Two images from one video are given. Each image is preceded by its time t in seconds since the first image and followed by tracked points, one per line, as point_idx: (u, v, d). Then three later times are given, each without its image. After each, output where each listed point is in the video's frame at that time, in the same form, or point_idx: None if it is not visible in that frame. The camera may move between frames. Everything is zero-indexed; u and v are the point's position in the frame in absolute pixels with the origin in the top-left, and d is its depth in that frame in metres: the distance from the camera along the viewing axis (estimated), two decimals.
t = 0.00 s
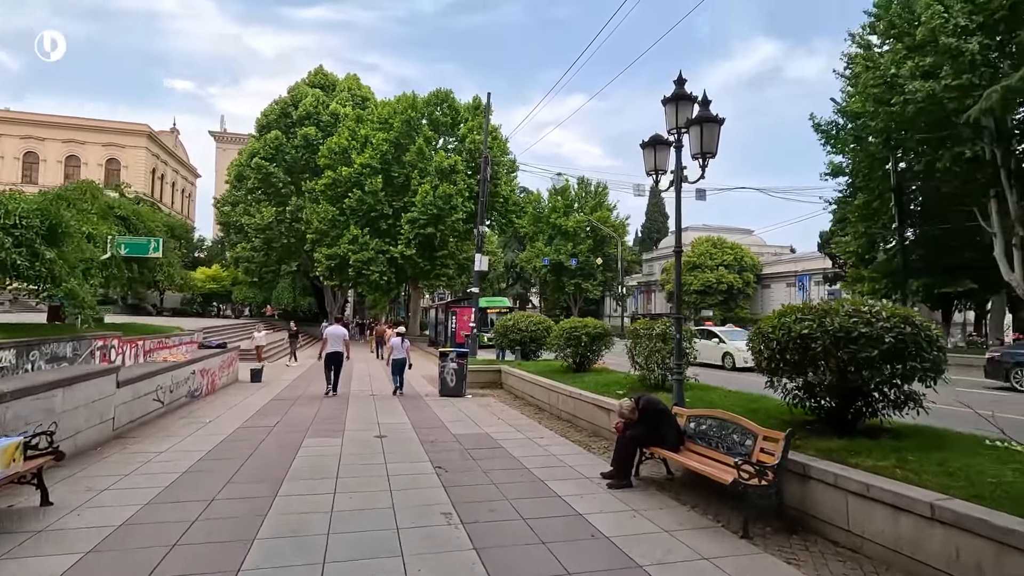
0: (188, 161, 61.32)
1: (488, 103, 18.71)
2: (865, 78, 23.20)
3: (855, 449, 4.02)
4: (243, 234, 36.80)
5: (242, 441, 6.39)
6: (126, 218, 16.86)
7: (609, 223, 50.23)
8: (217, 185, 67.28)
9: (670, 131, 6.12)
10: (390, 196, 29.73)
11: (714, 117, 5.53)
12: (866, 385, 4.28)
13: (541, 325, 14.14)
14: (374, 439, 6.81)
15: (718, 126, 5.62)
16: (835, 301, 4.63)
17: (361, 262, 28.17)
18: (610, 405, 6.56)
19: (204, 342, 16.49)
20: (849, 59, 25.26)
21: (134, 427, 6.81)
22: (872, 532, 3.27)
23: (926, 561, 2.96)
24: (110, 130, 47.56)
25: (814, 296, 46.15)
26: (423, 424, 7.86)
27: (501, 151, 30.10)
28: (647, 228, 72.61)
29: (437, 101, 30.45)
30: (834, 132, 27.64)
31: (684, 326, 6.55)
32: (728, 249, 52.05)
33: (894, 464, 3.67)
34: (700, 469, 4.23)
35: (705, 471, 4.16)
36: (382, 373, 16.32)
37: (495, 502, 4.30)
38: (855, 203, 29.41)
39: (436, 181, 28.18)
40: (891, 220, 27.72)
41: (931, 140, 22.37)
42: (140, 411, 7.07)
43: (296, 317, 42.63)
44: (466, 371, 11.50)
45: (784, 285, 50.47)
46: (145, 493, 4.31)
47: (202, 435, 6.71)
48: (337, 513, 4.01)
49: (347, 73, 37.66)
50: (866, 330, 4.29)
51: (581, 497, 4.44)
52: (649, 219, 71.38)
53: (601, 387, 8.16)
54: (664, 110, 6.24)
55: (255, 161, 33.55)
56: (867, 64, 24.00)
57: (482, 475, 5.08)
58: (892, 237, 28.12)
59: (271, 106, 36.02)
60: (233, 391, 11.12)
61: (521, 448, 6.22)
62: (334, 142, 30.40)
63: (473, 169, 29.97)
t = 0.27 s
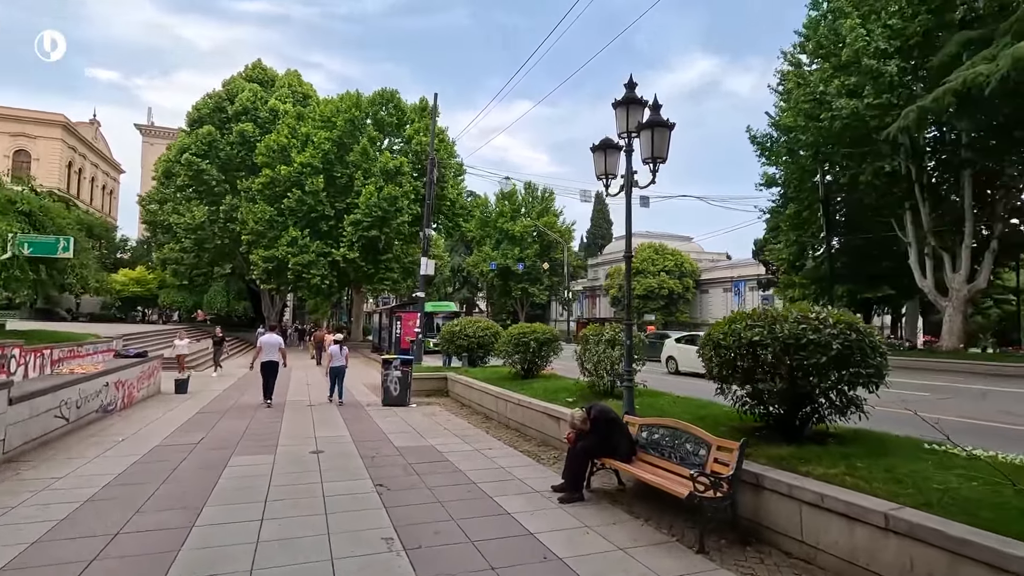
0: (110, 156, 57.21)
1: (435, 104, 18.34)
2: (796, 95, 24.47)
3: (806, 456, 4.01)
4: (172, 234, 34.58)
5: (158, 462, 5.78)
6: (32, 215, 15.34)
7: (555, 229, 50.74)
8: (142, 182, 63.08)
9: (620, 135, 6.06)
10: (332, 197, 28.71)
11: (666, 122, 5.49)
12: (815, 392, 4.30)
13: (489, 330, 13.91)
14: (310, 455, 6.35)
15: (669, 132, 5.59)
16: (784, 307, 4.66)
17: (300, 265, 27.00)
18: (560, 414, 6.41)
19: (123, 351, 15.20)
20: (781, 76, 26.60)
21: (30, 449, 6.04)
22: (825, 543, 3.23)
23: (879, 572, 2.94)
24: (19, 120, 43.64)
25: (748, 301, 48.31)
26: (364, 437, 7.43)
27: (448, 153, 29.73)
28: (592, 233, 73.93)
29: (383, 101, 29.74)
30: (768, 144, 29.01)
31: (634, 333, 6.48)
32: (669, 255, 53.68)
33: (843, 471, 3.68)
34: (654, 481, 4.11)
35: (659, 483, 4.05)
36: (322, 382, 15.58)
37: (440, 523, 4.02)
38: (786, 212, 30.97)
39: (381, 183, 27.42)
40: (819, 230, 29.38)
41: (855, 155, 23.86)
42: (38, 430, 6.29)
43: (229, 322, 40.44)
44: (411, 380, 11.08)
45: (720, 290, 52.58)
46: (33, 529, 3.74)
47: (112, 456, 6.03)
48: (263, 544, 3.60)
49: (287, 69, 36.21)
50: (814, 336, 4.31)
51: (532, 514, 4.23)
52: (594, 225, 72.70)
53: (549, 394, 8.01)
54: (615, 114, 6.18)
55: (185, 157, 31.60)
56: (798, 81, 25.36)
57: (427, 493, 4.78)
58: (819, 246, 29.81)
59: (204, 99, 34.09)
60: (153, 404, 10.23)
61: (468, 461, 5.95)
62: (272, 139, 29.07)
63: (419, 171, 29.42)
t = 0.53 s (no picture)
0: (8, 146, 51.91)
1: (374, 102, 17.75)
2: (727, 110, 25.64)
3: (755, 459, 3.98)
4: (79, 232, 31.66)
5: (52, 486, 5.07)
6: None
7: (496, 234, 50.67)
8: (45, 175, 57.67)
9: (568, 135, 5.94)
10: (262, 197, 27.24)
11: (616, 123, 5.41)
12: (762, 394, 4.29)
13: (429, 336, 13.50)
14: (233, 472, 5.79)
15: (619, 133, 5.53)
16: (731, 310, 4.65)
17: (227, 267, 25.39)
18: (505, 421, 6.20)
19: (16, 360, 13.59)
20: (713, 91, 27.82)
21: None
22: (780, 549, 3.17)
23: None
24: None
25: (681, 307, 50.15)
26: (295, 451, 6.91)
27: (388, 155, 28.98)
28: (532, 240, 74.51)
29: (319, 98, 28.60)
30: (701, 156, 30.22)
31: (581, 337, 6.37)
32: (607, 262, 54.91)
33: (794, 473, 3.65)
34: (606, 490, 3.96)
35: (611, 493, 3.90)
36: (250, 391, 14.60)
37: (380, 545, 3.68)
38: (718, 222, 32.37)
39: (316, 183, 26.23)
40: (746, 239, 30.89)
41: (780, 168, 25.25)
42: None
43: (145, 329, 37.51)
44: (346, 388, 10.53)
45: (655, 297, 54.31)
46: None
47: None
48: None
49: (215, 61, 34.18)
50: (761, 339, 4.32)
51: (479, 529, 3.97)
52: (534, 231, 73.33)
53: (494, 400, 7.77)
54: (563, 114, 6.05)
55: (96, 150, 29.05)
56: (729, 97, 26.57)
57: (364, 511, 4.41)
58: (747, 254, 31.34)
59: (119, 88, 31.56)
60: (51, 420, 9.14)
61: (408, 473, 5.61)
62: (196, 133, 27.25)
63: (357, 171, 28.46)
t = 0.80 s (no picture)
0: None
1: (317, 99, 17.06)
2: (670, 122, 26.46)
3: (714, 468, 3.92)
4: None
5: None
6: None
7: (442, 238, 50.12)
8: None
9: (524, 136, 5.78)
10: (193, 195, 25.67)
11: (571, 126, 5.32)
12: (720, 401, 4.26)
13: (374, 343, 13.01)
14: (154, 495, 5.23)
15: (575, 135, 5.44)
16: (688, 316, 4.62)
17: (153, 269, 23.71)
18: (456, 432, 5.95)
19: None
20: (656, 104, 28.65)
21: None
22: (744, 561, 3.10)
23: None
24: None
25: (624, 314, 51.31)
26: (226, 468, 6.36)
27: (331, 155, 28.02)
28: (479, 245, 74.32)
29: (257, 94, 27.30)
30: (645, 166, 31.05)
31: (535, 343, 6.21)
32: (553, 269, 55.45)
33: (753, 482, 3.61)
34: (566, 505, 3.79)
35: (570, 507, 3.73)
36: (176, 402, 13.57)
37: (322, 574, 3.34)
38: (660, 230, 33.34)
39: (253, 182, 24.88)
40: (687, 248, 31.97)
41: (718, 180, 26.29)
42: None
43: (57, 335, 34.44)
44: (284, 398, 9.92)
45: (599, 303, 55.33)
46: None
47: None
48: None
49: (142, 49, 32.04)
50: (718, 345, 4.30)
51: (431, 551, 3.71)
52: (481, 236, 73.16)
53: (443, 409, 7.48)
54: (518, 114, 5.90)
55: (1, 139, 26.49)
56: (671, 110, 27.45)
57: (303, 535, 4.04)
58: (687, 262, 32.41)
59: (30, 73, 28.97)
60: None
61: (353, 491, 5.25)
62: (120, 125, 25.37)
63: (297, 171, 27.34)
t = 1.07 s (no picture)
0: None
1: (251, 93, 16.18)
2: (611, 133, 27.06)
3: (669, 476, 3.85)
4: None
5: None
6: None
7: (383, 243, 48.96)
8: None
9: (474, 136, 5.60)
10: (109, 191, 23.73)
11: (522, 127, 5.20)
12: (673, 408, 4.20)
13: (310, 350, 12.35)
14: (51, 523, 4.61)
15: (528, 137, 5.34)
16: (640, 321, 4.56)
17: (60, 271, 21.65)
18: (400, 444, 5.63)
19: None
20: (598, 115, 29.28)
21: None
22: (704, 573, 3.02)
23: None
24: None
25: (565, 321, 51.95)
26: (139, 489, 5.74)
27: (265, 154, 26.71)
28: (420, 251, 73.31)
29: (184, 86, 25.66)
30: (587, 176, 31.61)
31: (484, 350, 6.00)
32: (495, 275, 55.43)
33: (709, 490, 3.55)
34: (519, 520, 3.60)
35: (523, 523, 3.55)
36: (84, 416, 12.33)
37: None
38: (601, 239, 34.01)
39: (178, 179, 23.23)
40: (627, 256, 32.72)
41: (656, 191, 27.12)
42: None
43: None
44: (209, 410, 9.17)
45: (541, 310, 55.74)
46: None
47: None
48: None
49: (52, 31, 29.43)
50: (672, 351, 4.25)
51: None
52: (423, 242, 72.12)
53: (385, 420, 7.11)
54: (469, 113, 5.70)
55: None
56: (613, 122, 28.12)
57: (228, 564, 3.63)
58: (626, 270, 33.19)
59: None
60: None
61: (286, 511, 4.83)
62: (23, 112, 23.11)
63: (228, 169, 25.87)
